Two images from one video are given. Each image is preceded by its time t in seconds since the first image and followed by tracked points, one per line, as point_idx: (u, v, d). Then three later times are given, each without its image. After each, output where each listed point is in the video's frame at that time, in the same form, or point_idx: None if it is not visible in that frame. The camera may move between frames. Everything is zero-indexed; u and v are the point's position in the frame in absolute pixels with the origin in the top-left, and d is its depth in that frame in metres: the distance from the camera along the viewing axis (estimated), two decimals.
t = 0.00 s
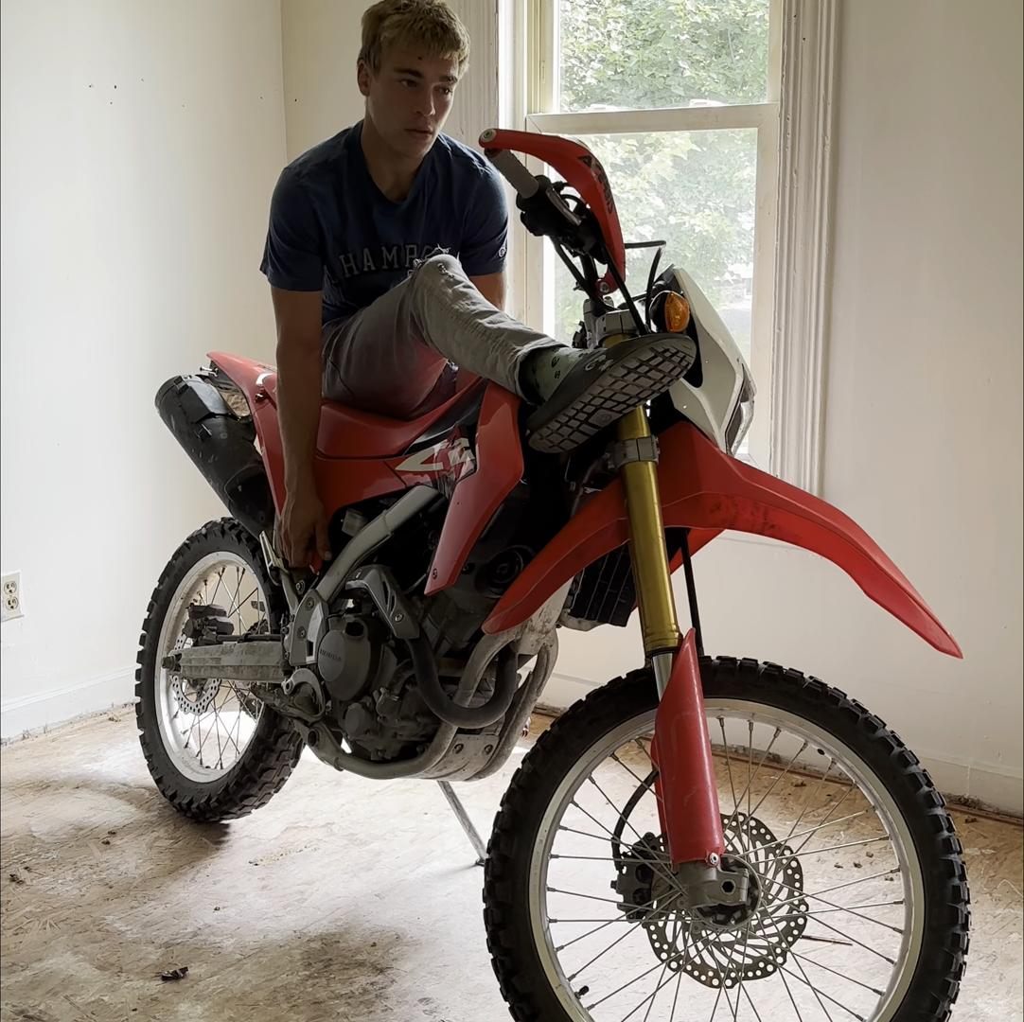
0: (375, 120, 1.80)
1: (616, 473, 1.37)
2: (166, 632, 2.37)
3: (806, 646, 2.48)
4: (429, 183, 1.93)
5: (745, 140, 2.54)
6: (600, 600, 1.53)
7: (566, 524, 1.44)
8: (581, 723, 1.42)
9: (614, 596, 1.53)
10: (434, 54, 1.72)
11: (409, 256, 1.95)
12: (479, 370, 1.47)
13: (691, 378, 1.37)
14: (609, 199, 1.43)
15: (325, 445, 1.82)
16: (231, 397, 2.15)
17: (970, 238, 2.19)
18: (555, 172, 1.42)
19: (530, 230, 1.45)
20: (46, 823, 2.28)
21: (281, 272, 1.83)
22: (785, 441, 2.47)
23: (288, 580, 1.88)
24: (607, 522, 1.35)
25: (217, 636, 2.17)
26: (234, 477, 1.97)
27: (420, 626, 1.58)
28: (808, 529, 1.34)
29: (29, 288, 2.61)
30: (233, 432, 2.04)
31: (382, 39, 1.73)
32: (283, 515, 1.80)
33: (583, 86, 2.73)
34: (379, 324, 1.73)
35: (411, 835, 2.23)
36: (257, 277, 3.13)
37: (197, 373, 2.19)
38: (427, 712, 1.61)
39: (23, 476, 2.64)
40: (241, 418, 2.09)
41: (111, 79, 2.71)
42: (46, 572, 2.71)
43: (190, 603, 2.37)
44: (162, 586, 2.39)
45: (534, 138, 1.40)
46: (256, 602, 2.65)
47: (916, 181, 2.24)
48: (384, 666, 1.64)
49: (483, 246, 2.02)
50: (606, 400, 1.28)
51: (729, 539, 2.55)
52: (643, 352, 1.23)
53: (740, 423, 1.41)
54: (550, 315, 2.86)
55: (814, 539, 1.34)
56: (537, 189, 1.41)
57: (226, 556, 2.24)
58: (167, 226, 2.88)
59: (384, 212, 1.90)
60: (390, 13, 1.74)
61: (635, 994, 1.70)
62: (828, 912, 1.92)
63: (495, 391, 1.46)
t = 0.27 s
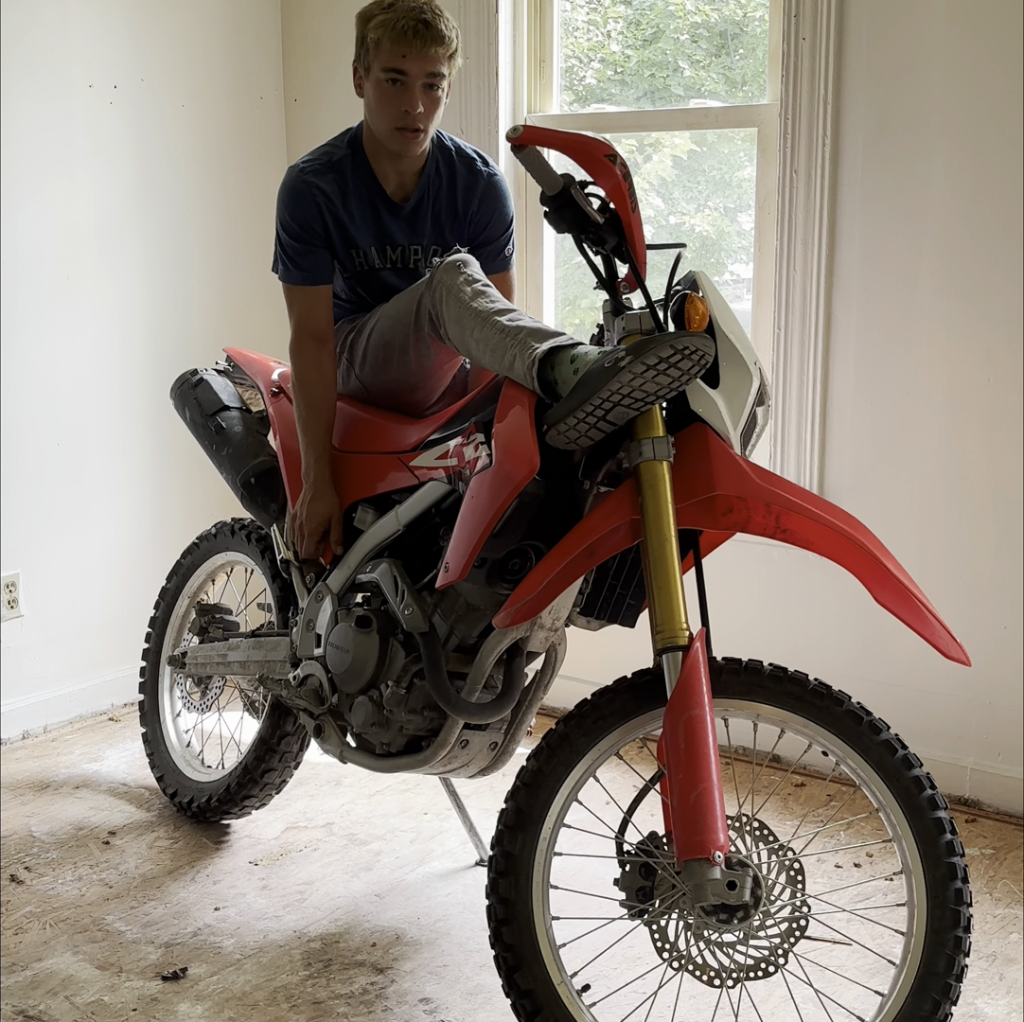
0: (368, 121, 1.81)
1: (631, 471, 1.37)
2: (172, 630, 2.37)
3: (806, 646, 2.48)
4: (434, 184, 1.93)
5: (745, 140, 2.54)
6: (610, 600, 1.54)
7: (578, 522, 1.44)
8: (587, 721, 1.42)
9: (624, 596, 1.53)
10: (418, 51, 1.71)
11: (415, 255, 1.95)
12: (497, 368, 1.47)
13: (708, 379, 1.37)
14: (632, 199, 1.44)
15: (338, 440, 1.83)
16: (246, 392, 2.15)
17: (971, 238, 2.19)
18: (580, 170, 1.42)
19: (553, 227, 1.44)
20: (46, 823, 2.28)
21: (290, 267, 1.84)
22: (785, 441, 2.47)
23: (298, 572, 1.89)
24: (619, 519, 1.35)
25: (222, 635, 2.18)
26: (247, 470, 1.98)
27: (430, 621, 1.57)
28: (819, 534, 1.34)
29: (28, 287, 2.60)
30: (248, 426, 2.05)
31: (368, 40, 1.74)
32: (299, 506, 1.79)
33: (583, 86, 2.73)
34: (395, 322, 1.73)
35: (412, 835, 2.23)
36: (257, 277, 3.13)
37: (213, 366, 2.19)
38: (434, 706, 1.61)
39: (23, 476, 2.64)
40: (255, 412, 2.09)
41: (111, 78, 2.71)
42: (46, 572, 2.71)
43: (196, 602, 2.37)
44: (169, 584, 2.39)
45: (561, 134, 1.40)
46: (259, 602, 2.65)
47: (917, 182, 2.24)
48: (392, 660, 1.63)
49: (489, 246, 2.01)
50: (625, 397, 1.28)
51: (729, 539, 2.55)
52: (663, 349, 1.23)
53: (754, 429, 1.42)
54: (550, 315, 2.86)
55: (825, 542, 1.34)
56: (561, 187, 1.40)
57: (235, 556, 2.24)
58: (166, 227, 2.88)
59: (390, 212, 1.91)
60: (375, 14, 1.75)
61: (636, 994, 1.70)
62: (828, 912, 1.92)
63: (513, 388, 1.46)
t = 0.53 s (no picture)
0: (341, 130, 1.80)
1: (644, 470, 1.37)
2: (177, 629, 2.37)
3: (806, 646, 2.48)
4: (419, 180, 1.90)
5: (745, 140, 2.54)
6: (618, 600, 1.54)
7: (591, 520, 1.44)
8: (594, 719, 1.42)
9: (633, 597, 1.53)
10: (366, 55, 1.69)
11: (405, 254, 1.93)
12: (513, 367, 1.47)
13: (723, 381, 1.37)
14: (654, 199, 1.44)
15: (347, 435, 1.83)
16: (260, 388, 2.15)
17: (973, 238, 2.19)
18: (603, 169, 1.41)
19: (574, 226, 1.45)
20: (46, 823, 2.28)
21: (277, 278, 1.86)
22: (785, 441, 2.47)
23: (308, 569, 1.90)
24: (631, 519, 1.35)
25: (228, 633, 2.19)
26: (259, 465, 1.99)
27: (439, 617, 1.57)
28: (831, 538, 1.34)
29: (27, 287, 2.60)
30: (262, 422, 2.05)
31: (323, 52, 1.73)
32: (309, 501, 1.79)
33: (583, 86, 2.73)
34: (410, 320, 1.73)
35: (412, 835, 2.23)
36: (257, 277, 3.13)
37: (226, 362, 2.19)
38: (441, 702, 1.61)
39: (23, 476, 2.64)
40: (269, 408, 2.10)
41: (111, 78, 2.71)
42: (46, 572, 2.71)
43: (203, 601, 2.37)
44: (177, 582, 2.39)
45: (586, 133, 1.39)
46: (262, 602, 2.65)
47: (918, 182, 2.24)
48: (400, 653, 1.63)
49: (485, 236, 1.98)
50: (641, 395, 1.28)
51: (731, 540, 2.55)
52: (679, 349, 1.22)
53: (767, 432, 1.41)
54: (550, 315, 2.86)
55: (834, 548, 1.35)
56: (583, 185, 1.40)
57: (243, 556, 2.24)
58: (166, 227, 2.88)
59: (375, 213, 1.89)
60: (326, 24, 1.74)
61: (636, 994, 1.70)
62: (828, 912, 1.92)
63: (527, 386, 1.46)
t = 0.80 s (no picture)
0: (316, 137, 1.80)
1: (642, 470, 1.37)
2: (177, 629, 2.37)
3: (807, 646, 2.48)
4: (402, 174, 1.90)
5: (745, 140, 2.54)
6: (618, 600, 1.54)
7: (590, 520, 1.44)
8: (594, 719, 1.42)
9: (632, 597, 1.54)
10: (328, 62, 1.69)
11: (392, 250, 1.93)
12: (510, 368, 1.47)
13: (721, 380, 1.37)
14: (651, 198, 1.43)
15: (344, 435, 1.83)
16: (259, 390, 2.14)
17: (972, 238, 2.19)
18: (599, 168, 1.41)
19: (571, 227, 1.45)
20: (46, 823, 2.28)
21: (262, 288, 1.87)
22: (785, 442, 2.47)
23: (306, 570, 1.90)
24: (630, 519, 1.34)
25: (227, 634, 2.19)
26: (257, 465, 1.98)
27: (438, 617, 1.57)
28: (833, 537, 1.34)
29: (27, 287, 2.60)
30: (261, 422, 2.05)
31: (287, 62, 1.72)
32: (308, 501, 1.79)
33: (583, 86, 2.73)
34: (405, 322, 1.73)
35: (412, 835, 2.23)
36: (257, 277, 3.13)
37: (226, 362, 2.18)
38: (441, 702, 1.61)
39: (23, 476, 2.64)
40: (268, 409, 2.10)
41: (112, 78, 2.71)
42: (46, 572, 2.71)
43: (202, 601, 2.36)
44: (175, 582, 2.38)
45: (582, 132, 1.39)
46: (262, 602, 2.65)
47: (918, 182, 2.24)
48: (399, 654, 1.64)
49: (475, 221, 1.99)
50: (639, 397, 1.28)
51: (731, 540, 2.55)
52: (675, 350, 1.22)
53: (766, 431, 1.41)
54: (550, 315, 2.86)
55: (836, 548, 1.34)
56: (580, 185, 1.41)
57: (242, 556, 2.24)
58: (166, 227, 2.88)
59: (359, 212, 1.88)
60: (287, 33, 1.73)
61: (636, 994, 1.70)
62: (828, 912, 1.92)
63: (525, 388, 1.46)
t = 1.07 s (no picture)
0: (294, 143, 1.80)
1: (635, 470, 1.37)
2: (174, 630, 2.37)
3: (807, 646, 2.48)
4: (381, 180, 1.90)
5: (745, 140, 2.54)
6: (613, 600, 1.54)
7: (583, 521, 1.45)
8: (591, 720, 1.42)
9: (627, 597, 1.53)
10: (308, 72, 1.68)
11: (373, 256, 1.93)
12: (500, 370, 1.48)
13: (712, 379, 1.37)
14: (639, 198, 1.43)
15: (336, 437, 1.83)
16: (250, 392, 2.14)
17: (972, 238, 2.19)
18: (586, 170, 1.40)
19: (560, 228, 1.44)
20: (46, 823, 2.28)
21: (243, 299, 1.88)
22: (785, 442, 2.47)
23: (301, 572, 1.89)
24: (623, 519, 1.35)
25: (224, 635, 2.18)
26: (250, 467, 1.98)
27: (433, 620, 1.57)
28: (826, 536, 1.33)
29: (28, 287, 2.60)
30: (252, 424, 2.05)
31: (266, 69, 1.72)
32: (300, 505, 1.79)
33: (583, 86, 2.73)
34: (394, 324, 1.73)
35: (412, 835, 2.23)
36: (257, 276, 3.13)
37: (217, 366, 2.18)
38: (437, 705, 1.61)
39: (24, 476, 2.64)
40: (258, 412, 2.10)
41: (112, 78, 2.71)
42: (46, 572, 2.71)
43: (198, 602, 2.37)
44: (172, 583, 2.39)
45: (568, 135, 1.38)
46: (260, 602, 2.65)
47: (918, 181, 2.24)
48: (395, 658, 1.63)
49: (457, 223, 1.98)
50: (630, 398, 1.28)
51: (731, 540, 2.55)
52: (664, 350, 1.22)
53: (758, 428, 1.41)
54: (550, 315, 2.86)
55: (831, 546, 1.34)
56: (567, 186, 1.40)
57: (237, 556, 2.24)
58: (166, 227, 2.88)
59: (337, 219, 1.88)
60: (267, 39, 1.72)
61: (636, 994, 1.70)
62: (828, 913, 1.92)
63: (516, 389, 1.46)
